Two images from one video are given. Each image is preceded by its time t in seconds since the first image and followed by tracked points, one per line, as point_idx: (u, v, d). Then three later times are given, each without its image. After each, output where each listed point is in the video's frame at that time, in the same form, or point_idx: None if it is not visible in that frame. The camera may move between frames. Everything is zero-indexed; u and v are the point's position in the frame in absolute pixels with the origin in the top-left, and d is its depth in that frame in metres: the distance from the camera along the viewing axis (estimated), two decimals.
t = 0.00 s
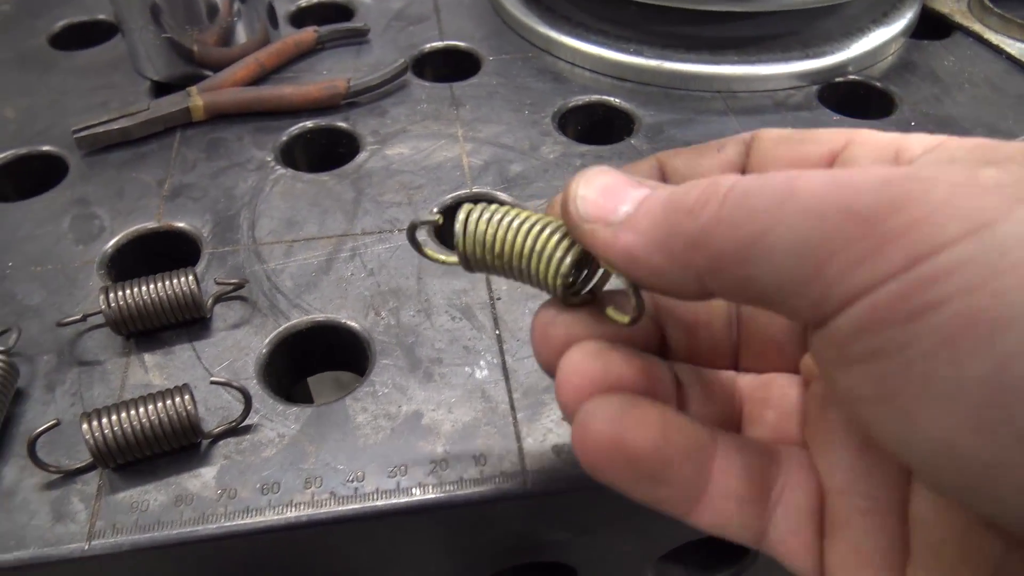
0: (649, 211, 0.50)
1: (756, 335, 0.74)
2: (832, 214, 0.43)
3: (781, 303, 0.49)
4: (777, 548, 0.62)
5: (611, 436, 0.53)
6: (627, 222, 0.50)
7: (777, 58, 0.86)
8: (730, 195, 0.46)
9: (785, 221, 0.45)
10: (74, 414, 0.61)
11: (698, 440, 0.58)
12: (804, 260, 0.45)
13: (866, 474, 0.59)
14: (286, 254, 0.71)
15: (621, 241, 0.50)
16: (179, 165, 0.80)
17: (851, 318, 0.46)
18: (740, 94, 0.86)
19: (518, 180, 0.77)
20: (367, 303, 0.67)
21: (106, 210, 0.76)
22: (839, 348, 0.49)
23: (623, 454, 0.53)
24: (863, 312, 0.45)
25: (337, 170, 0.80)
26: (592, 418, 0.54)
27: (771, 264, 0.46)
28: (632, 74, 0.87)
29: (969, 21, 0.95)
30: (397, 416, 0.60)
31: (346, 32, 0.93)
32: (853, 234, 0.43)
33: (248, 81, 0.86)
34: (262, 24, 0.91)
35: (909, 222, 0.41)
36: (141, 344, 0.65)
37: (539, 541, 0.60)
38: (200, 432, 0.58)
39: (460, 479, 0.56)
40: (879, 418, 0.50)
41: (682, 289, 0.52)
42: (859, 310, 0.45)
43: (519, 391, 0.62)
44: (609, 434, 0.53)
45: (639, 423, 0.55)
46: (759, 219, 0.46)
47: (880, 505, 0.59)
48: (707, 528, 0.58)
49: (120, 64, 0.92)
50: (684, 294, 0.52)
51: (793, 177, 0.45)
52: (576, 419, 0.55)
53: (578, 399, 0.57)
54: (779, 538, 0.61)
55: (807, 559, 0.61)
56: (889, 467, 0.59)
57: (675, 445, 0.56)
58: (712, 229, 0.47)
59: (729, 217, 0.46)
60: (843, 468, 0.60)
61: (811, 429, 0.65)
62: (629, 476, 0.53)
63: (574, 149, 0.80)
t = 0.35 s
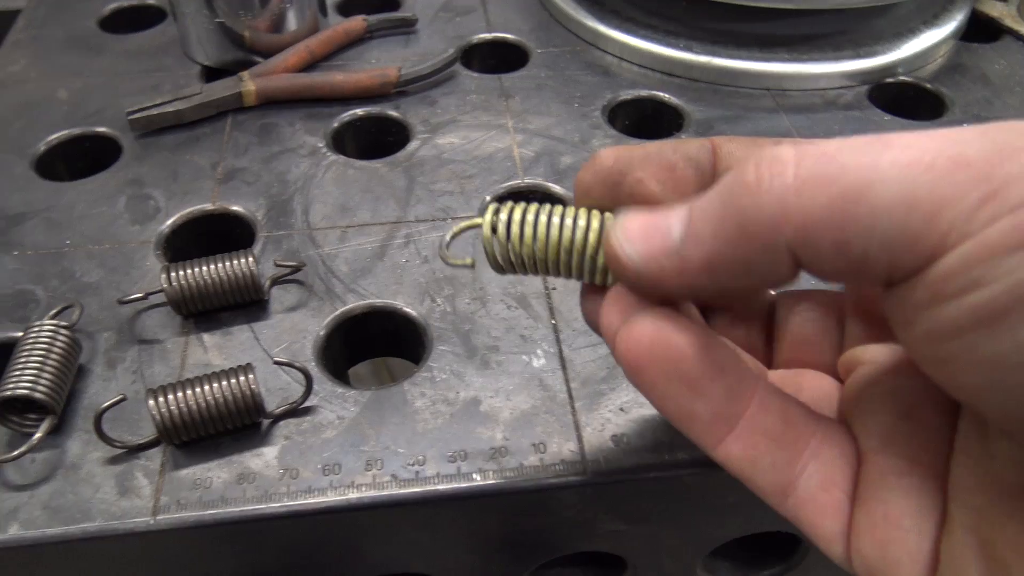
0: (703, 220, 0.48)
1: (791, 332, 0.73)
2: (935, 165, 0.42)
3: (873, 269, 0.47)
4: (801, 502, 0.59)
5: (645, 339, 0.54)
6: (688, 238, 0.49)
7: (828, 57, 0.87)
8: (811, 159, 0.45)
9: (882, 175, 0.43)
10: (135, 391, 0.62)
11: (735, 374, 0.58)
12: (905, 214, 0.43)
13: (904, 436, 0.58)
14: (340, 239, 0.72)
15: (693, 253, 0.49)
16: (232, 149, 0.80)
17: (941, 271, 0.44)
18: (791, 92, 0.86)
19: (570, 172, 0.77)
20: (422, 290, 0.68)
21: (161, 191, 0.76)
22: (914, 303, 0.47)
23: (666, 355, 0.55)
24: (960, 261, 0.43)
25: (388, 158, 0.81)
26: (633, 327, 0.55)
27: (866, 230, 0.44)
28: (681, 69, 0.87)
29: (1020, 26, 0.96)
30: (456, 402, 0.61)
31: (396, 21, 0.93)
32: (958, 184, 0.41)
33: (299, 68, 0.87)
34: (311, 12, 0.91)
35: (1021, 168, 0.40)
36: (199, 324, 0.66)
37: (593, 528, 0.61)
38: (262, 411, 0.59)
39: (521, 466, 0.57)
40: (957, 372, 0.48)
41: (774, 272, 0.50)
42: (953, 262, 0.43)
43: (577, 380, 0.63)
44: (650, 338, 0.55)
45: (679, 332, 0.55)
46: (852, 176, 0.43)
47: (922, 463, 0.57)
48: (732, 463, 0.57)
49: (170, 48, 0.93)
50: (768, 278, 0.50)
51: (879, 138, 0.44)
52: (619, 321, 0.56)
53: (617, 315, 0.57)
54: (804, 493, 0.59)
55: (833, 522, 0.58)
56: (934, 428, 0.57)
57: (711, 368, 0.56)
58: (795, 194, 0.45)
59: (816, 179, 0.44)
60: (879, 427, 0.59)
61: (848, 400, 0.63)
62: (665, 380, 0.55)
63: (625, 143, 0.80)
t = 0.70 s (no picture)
0: (734, 194, 0.50)
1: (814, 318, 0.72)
2: (966, 166, 0.42)
3: (895, 266, 0.47)
4: (829, 513, 0.60)
5: (686, 366, 0.52)
6: (713, 216, 0.50)
7: (870, 59, 0.87)
8: (845, 151, 0.46)
9: (913, 172, 0.43)
10: (191, 388, 0.63)
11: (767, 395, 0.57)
12: (931, 215, 0.44)
13: (925, 442, 0.58)
14: (388, 240, 0.73)
15: (713, 227, 0.50)
16: (279, 151, 0.82)
17: (971, 276, 0.44)
18: (833, 94, 0.87)
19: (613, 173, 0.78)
20: (471, 291, 0.69)
21: (210, 192, 0.78)
22: (946, 308, 0.47)
23: (707, 389, 0.52)
24: (993, 268, 0.43)
25: (432, 160, 0.81)
26: (675, 357, 0.52)
27: (892, 226, 0.45)
28: (722, 71, 0.88)
29: None
30: (507, 401, 0.62)
31: (437, 24, 0.95)
32: (989, 186, 0.41)
33: (342, 70, 0.88)
34: (354, 14, 0.92)
35: None
36: (252, 323, 0.67)
37: (642, 528, 0.61)
38: (318, 410, 0.59)
39: (574, 465, 0.57)
40: (989, 383, 0.48)
41: (792, 255, 0.52)
42: (984, 268, 0.43)
43: (627, 380, 0.63)
44: (695, 369, 0.52)
45: (722, 367, 0.53)
46: (881, 172, 0.45)
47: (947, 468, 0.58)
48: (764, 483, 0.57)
49: (214, 51, 0.96)
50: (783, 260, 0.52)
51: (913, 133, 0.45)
52: (659, 351, 0.54)
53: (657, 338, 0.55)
54: (832, 504, 0.60)
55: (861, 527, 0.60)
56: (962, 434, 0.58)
57: (748, 397, 0.54)
58: (823, 185, 0.46)
59: (844, 171, 0.46)
60: (903, 434, 0.59)
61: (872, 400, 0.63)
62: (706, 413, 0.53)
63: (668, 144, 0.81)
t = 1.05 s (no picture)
0: (719, 172, 0.48)
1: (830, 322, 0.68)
2: (930, 190, 0.42)
3: (866, 279, 0.48)
4: (863, 539, 0.60)
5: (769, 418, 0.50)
6: (695, 182, 0.48)
7: (891, 65, 0.88)
8: (820, 168, 0.45)
9: (880, 194, 0.44)
10: (219, 386, 0.64)
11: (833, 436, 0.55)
12: (895, 237, 0.44)
13: (958, 463, 0.59)
14: (412, 242, 0.74)
15: (687, 202, 0.48)
16: (304, 153, 0.83)
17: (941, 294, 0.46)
18: (854, 100, 0.87)
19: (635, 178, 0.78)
20: (494, 294, 0.70)
21: (237, 194, 0.79)
22: (923, 324, 0.49)
23: (792, 444, 0.50)
24: (964, 289, 0.44)
25: (455, 163, 0.82)
26: (755, 414, 0.50)
27: (859, 243, 0.46)
28: (744, 76, 0.89)
29: None
30: (531, 403, 0.62)
31: (459, 28, 0.96)
32: (951, 210, 0.42)
33: (366, 74, 0.89)
34: (378, 18, 0.93)
35: (1016, 194, 0.40)
36: (279, 324, 0.68)
37: (664, 531, 0.62)
38: (344, 409, 0.60)
39: (597, 467, 0.58)
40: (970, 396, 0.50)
41: (754, 259, 0.52)
42: (953, 288, 0.45)
43: (649, 383, 0.64)
44: (777, 423, 0.50)
45: (806, 420, 0.51)
46: (852, 191, 0.44)
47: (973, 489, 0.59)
48: (817, 518, 0.56)
49: (239, 55, 0.97)
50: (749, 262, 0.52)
51: (881, 150, 0.44)
52: (731, 403, 0.52)
53: (715, 379, 0.53)
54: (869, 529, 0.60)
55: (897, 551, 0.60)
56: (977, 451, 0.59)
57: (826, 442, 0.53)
58: (798, 202, 0.46)
59: (815, 192, 0.45)
60: (936, 454, 0.60)
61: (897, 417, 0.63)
62: (785, 467, 0.51)
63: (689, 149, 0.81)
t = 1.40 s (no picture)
0: (711, 163, 0.47)
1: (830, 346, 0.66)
2: (901, 204, 0.42)
3: (833, 287, 0.48)
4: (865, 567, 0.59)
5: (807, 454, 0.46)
6: (685, 173, 0.47)
7: (891, 65, 0.88)
8: (803, 173, 0.44)
9: (854, 204, 0.43)
10: (224, 379, 0.64)
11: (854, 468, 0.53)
12: (866, 247, 0.44)
13: (969, 495, 0.58)
14: (415, 238, 0.74)
15: (675, 191, 0.47)
16: (308, 151, 0.84)
17: (904, 308, 0.46)
18: (854, 99, 0.88)
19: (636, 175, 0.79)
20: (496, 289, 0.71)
21: (242, 191, 0.80)
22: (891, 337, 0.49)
23: (832, 479, 0.47)
24: (924, 302, 0.45)
25: (458, 161, 0.83)
26: (796, 446, 0.46)
27: (830, 251, 0.45)
28: (744, 75, 0.89)
29: None
30: (532, 396, 0.63)
31: (462, 28, 0.97)
32: (918, 224, 0.42)
33: (369, 73, 0.90)
34: (382, 18, 0.94)
35: (978, 211, 0.41)
36: (282, 318, 0.68)
37: (663, 525, 0.62)
38: (347, 402, 0.61)
39: (598, 459, 0.58)
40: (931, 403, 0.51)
41: (730, 258, 0.51)
42: (915, 302, 0.45)
43: (649, 377, 0.64)
44: (819, 461, 0.46)
45: (843, 451, 0.48)
46: (827, 200, 0.44)
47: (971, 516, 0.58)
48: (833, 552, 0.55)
49: (244, 55, 0.98)
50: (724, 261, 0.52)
51: (861, 159, 0.44)
52: (770, 435, 0.47)
53: (742, 409, 0.49)
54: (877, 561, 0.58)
55: None
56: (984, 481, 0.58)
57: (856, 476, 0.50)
58: (779, 207, 0.45)
59: (795, 198, 0.44)
60: (938, 479, 0.59)
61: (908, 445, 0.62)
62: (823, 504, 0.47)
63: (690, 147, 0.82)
